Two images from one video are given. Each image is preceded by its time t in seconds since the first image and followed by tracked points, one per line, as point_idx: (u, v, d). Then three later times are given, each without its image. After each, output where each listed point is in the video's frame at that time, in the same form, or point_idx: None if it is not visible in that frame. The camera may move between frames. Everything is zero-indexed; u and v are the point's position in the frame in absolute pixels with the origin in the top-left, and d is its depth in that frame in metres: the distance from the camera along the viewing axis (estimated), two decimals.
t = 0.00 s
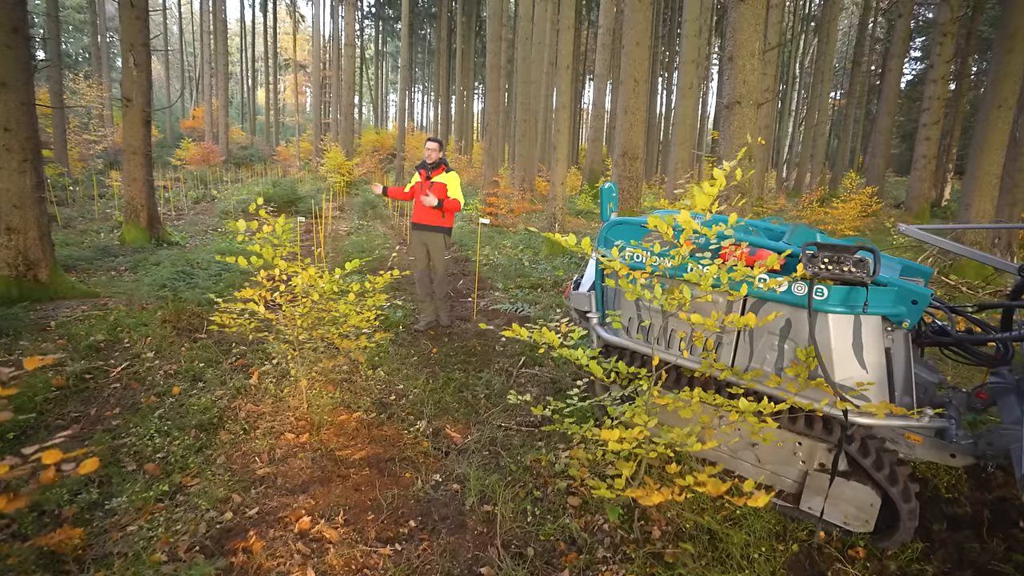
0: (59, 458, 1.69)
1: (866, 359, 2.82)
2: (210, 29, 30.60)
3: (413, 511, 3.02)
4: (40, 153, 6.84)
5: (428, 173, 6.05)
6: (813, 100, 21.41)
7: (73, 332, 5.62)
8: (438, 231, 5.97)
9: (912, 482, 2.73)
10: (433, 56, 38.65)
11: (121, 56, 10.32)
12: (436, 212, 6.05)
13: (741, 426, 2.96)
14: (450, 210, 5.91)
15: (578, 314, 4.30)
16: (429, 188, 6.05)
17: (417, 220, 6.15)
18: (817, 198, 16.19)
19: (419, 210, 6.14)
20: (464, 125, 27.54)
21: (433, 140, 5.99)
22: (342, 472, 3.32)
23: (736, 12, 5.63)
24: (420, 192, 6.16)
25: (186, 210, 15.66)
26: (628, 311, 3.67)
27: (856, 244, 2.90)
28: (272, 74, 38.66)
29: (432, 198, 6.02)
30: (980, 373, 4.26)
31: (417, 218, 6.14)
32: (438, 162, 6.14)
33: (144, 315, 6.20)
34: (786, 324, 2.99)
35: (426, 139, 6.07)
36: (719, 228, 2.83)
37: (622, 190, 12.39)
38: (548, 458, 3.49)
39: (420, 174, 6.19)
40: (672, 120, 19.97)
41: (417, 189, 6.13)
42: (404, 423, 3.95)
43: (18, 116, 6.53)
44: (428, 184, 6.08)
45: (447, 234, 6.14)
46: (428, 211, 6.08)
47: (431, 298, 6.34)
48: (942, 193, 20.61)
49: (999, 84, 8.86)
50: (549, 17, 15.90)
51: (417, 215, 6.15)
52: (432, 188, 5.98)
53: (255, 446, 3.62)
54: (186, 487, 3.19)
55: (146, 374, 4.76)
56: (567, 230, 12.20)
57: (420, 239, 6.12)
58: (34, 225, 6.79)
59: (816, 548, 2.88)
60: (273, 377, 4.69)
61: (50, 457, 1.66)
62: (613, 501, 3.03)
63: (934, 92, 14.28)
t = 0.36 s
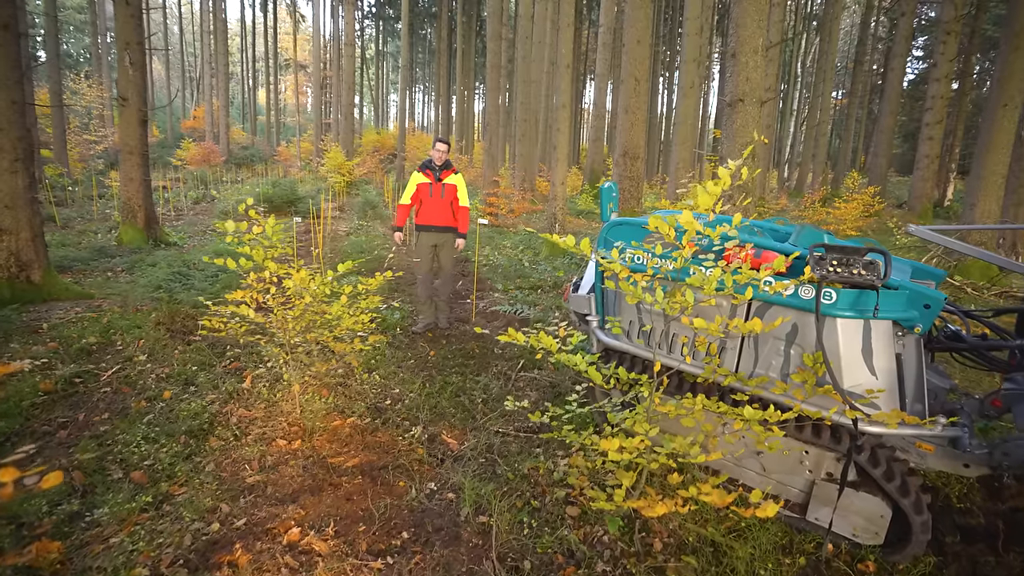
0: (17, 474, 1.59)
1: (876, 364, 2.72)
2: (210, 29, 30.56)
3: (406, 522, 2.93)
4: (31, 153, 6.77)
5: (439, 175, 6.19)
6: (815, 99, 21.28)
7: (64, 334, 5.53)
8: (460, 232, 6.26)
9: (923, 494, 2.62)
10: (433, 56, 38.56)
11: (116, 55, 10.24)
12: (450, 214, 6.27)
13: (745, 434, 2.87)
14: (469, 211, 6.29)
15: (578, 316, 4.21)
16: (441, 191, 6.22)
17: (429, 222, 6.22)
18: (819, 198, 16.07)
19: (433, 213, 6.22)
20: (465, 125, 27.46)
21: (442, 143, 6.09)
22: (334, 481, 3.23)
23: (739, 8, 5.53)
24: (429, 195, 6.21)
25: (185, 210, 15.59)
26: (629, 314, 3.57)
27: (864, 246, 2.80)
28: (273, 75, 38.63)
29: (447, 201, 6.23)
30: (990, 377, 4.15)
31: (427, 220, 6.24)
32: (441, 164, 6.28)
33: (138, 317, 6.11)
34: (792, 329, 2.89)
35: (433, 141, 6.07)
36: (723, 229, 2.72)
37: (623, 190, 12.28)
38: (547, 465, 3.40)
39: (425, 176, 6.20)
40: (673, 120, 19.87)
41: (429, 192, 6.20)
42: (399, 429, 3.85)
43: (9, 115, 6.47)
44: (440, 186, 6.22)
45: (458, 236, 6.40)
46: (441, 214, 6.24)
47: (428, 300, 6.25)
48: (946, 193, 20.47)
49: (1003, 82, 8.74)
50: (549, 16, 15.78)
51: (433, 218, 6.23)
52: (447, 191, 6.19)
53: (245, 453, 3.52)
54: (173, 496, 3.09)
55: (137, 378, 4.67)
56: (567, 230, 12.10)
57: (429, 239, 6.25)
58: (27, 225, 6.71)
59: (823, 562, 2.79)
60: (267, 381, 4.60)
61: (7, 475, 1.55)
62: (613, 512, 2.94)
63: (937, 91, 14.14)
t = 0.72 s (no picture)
0: None
1: (891, 372, 2.60)
2: (215, 30, 30.62)
3: (400, 534, 2.83)
4: (29, 153, 6.72)
5: (445, 176, 6.11)
6: (822, 99, 21.06)
7: (61, 336, 5.46)
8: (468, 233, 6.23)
9: (942, 509, 2.50)
10: (438, 56, 38.49)
11: (117, 55, 10.19)
12: (456, 215, 6.21)
13: (754, 444, 2.77)
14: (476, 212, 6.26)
15: (580, 319, 4.11)
16: (448, 193, 6.14)
17: (435, 223, 6.15)
18: (826, 198, 15.89)
19: (440, 215, 6.15)
20: (469, 125, 27.38)
21: (448, 144, 5.99)
22: (328, 489, 3.13)
23: (746, 3, 5.40)
24: (435, 196, 6.13)
25: (188, 210, 15.57)
26: (632, 318, 3.47)
27: (878, 247, 2.68)
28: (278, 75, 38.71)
29: (453, 202, 6.16)
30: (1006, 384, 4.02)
31: (433, 221, 6.16)
32: (446, 164, 6.19)
33: (136, 318, 6.04)
34: (802, 334, 2.78)
35: (439, 141, 5.95)
36: (730, 231, 2.61)
37: (627, 190, 12.16)
38: (547, 474, 3.30)
39: (431, 177, 6.10)
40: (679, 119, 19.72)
41: (436, 194, 6.11)
42: (396, 436, 3.76)
43: (6, 114, 6.43)
44: (446, 188, 6.14)
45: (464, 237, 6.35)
46: (447, 215, 6.18)
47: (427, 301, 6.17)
48: (955, 193, 20.23)
49: (1015, 80, 8.56)
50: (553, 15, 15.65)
51: (440, 220, 6.16)
52: (454, 192, 6.12)
53: (237, 460, 3.42)
54: (162, 505, 2.98)
55: (132, 381, 4.59)
56: (571, 231, 11.99)
57: (435, 240, 6.17)
58: (25, 225, 6.65)
59: None
60: (263, 384, 4.52)
61: None
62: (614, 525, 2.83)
63: (947, 90, 13.93)
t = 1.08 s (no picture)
0: None
1: (912, 383, 2.50)
2: (223, 31, 30.72)
3: (400, 546, 2.74)
4: (33, 153, 6.69)
5: (452, 177, 6.04)
6: (831, 98, 20.83)
7: (62, 337, 5.41)
8: (472, 234, 6.15)
9: (966, 526, 2.38)
10: (444, 56, 38.45)
11: (123, 55, 10.16)
12: (461, 216, 6.13)
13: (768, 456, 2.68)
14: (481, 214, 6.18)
15: (586, 322, 4.00)
16: (453, 193, 6.07)
17: (440, 224, 6.06)
18: (835, 198, 15.69)
19: (445, 216, 6.07)
20: (475, 125, 27.30)
21: (456, 144, 5.94)
22: (326, 499, 3.06)
23: None
24: (440, 196, 6.05)
25: (194, 210, 15.58)
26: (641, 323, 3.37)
27: (898, 250, 2.56)
28: (285, 76, 38.80)
29: (458, 203, 6.09)
30: None
31: (438, 222, 6.07)
32: (452, 165, 6.13)
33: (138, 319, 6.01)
34: (819, 341, 2.66)
35: (447, 141, 5.90)
36: (743, 234, 2.49)
37: (634, 190, 12.03)
38: (553, 483, 3.21)
39: (436, 177, 6.04)
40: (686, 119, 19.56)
41: (441, 194, 6.04)
42: (397, 442, 3.67)
43: (10, 115, 6.39)
44: (452, 188, 6.06)
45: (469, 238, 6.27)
46: (452, 215, 6.10)
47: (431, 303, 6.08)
48: (967, 193, 19.95)
49: None
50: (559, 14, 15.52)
51: (445, 220, 6.08)
52: (459, 193, 6.05)
53: (234, 466, 3.35)
54: (156, 513, 2.91)
55: (131, 384, 4.51)
56: (577, 231, 11.87)
57: (440, 241, 6.10)
58: (28, 226, 6.61)
59: None
60: (264, 388, 4.44)
61: None
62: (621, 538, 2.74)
63: (959, 88, 13.71)
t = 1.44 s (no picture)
0: None
1: (936, 392, 2.40)
2: (228, 31, 30.80)
3: (403, 559, 2.66)
4: (36, 153, 6.63)
5: (459, 177, 5.96)
6: (837, 98, 20.68)
7: (62, 339, 5.34)
8: (476, 235, 6.07)
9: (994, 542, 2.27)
10: (448, 56, 38.43)
11: (128, 54, 10.12)
12: (466, 216, 6.05)
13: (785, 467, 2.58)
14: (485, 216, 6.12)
15: (594, 325, 3.91)
16: (459, 192, 6.00)
17: (444, 223, 5.97)
18: (842, 199, 15.54)
19: (450, 214, 5.98)
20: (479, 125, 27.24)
21: (464, 144, 5.87)
22: (327, 508, 2.97)
23: None
24: (446, 195, 5.97)
25: (198, 210, 15.55)
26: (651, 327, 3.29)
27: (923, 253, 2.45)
28: (289, 76, 38.86)
29: (463, 202, 6.00)
30: None
31: (442, 221, 5.98)
32: (459, 165, 6.06)
33: (140, 320, 5.95)
34: (838, 349, 2.56)
35: (456, 141, 5.82)
36: (761, 236, 2.39)
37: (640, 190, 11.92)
38: (560, 493, 3.11)
39: (443, 176, 5.97)
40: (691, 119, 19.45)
41: (447, 192, 5.94)
42: (400, 449, 3.58)
43: (12, 114, 6.34)
44: (458, 188, 5.99)
45: (472, 240, 6.19)
46: (457, 215, 6.01)
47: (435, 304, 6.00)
48: (975, 194, 19.76)
49: None
50: (564, 14, 15.43)
51: (449, 220, 5.98)
52: (465, 192, 5.98)
53: (233, 474, 3.26)
54: (153, 523, 2.83)
55: (131, 388, 4.44)
56: (581, 232, 11.78)
57: (444, 240, 6.02)
58: (30, 226, 6.55)
59: None
60: (264, 392, 4.36)
61: None
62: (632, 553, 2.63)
63: (967, 88, 13.56)
